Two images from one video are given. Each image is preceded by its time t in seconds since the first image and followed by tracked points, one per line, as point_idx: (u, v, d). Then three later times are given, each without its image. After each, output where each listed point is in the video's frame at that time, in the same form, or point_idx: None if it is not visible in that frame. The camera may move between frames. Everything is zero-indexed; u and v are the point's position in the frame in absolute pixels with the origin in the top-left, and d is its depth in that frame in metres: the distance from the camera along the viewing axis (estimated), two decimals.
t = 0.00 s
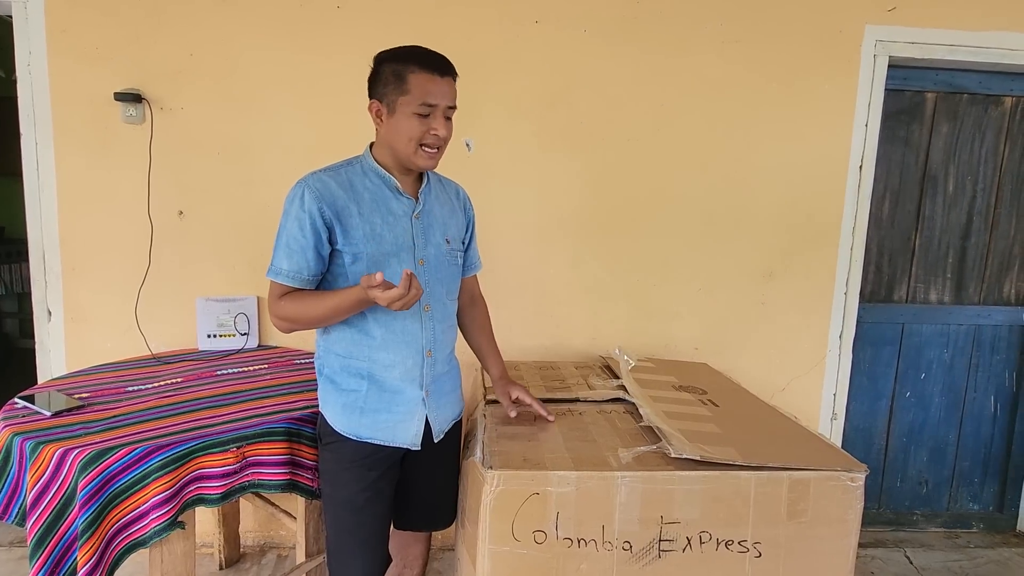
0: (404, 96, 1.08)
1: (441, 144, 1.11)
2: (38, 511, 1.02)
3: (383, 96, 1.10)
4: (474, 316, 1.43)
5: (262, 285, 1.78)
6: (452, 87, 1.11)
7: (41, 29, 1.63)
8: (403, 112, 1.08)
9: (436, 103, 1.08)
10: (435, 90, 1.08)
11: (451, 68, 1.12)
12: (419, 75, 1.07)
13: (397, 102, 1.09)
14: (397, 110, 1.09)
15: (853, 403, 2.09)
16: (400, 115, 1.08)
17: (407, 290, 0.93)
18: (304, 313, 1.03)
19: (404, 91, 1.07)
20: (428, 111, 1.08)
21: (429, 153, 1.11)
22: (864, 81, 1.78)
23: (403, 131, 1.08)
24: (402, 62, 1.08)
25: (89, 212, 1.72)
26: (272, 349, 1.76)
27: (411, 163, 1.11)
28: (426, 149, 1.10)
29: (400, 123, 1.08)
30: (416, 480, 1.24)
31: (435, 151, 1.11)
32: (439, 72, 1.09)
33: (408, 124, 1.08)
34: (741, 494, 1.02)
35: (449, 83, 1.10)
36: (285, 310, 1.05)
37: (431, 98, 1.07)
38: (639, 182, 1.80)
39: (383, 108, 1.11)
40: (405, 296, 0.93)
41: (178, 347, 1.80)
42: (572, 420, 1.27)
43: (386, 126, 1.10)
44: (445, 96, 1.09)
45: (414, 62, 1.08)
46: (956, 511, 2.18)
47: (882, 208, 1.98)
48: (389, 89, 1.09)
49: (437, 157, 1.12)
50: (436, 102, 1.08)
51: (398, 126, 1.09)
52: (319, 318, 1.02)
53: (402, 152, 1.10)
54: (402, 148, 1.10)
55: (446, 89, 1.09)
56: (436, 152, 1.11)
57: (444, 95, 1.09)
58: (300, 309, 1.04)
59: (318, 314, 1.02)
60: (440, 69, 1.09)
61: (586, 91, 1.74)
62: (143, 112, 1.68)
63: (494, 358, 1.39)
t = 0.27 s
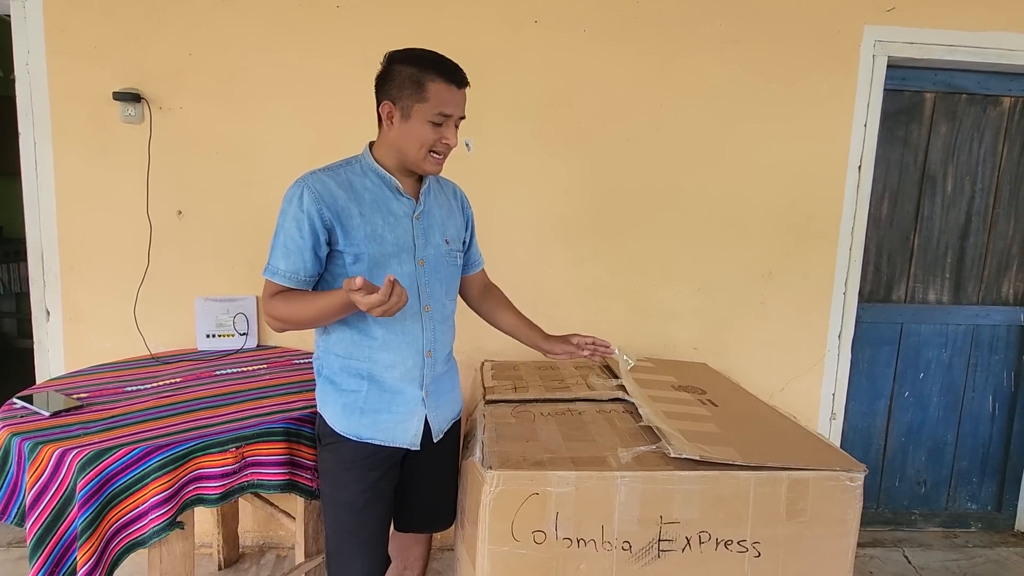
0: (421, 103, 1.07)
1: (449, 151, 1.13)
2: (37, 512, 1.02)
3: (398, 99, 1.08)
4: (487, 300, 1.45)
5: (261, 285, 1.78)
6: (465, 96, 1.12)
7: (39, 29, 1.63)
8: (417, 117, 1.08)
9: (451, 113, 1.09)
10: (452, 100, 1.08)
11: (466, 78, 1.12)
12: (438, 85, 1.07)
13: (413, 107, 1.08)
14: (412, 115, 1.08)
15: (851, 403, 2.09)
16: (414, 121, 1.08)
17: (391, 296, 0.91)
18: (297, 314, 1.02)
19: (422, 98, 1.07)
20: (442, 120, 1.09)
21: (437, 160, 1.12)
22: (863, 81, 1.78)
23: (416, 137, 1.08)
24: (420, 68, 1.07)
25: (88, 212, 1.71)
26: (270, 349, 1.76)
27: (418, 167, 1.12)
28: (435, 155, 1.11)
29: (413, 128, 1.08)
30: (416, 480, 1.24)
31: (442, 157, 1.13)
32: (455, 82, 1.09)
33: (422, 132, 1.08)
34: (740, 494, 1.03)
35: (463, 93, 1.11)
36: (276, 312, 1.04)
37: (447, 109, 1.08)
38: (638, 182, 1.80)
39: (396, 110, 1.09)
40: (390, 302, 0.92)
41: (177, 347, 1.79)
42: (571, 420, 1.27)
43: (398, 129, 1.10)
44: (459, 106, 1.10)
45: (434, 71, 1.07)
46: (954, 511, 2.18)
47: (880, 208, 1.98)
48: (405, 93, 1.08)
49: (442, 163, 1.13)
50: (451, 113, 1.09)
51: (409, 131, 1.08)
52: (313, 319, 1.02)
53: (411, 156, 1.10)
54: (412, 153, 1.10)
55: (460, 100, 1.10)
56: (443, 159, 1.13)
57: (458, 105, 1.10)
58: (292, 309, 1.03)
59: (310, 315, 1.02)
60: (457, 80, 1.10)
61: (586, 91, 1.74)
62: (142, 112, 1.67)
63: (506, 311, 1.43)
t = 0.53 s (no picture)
0: (396, 90, 1.08)
1: (435, 141, 1.10)
2: (32, 511, 1.02)
3: (378, 93, 1.10)
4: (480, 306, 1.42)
5: (258, 284, 1.78)
6: (446, 83, 1.10)
7: (35, 27, 1.62)
8: (395, 106, 1.08)
9: (428, 96, 1.08)
10: (427, 84, 1.07)
11: (447, 66, 1.12)
12: (411, 69, 1.07)
13: (390, 97, 1.09)
14: (389, 104, 1.08)
15: (848, 402, 2.09)
16: (392, 110, 1.08)
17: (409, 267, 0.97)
18: (298, 308, 1.02)
19: (396, 85, 1.08)
20: (420, 105, 1.08)
21: (422, 150, 1.09)
22: (861, 80, 1.78)
23: (396, 125, 1.07)
24: (394, 57, 1.09)
25: (84, 211, 1.71)
26: (267, 348, 1.76)
27: (404, 160, 1.10)
28: (418, 145, 1.08)
29: (392, 118, 1.08)
30: (413, 479, 1.24)
31: (429, 148, 1.10)
32: (432, 67, 1.09)
33: (400, 119, 1.07)
34: (737, 493, 1.02)
35: (443, 80, 1.10)
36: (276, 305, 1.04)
37: (422, 92, 1.07)
38: (636, 181, 1.80)
39: (377, 104, 1.11)
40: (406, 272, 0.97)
41: (173, 346, 1.79)
42: (568, 419, 1.27)
43: (380, 122, 1.10)
44: (438, 90, 1.09)
45: (408, 57, 1.08)
46: (951, 509, 2.18)
47: (878, 208, 1.99)
48: (382, 84, 1.09)
49: (430, 153, 1.10)
50: (428, 96, 1.08)
51: (390, 121, 1.08)
52: (313, 314, 1.01)
53: (394, 148, 1.09)
54: (395, 143, 1.09)
55: (438, 84, 1.09)
56: (429, 149, 1.09)
57: (437, 89, 1.08)
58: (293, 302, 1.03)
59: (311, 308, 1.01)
60: (434, 65, 1.09)
61: (583, 90, 1.74)
62: (138, 111, 1.67)
63: (508, 334, 1.40)
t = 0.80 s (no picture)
0: (378, 87, 1.09)
1: (422, 132, 1.09)
2: (22, 511, 1.01)
3: (364, 94, 1.13)
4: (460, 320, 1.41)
5: (253, 284, 1.77)
6: (428, 73, 1.10)
7: (29, 26, 1.62)
8: (378, 103, 1.09)
9: (408, 88, 1.08)
10: (407, 75, 1.08)
11: (429, 57, 1.12)
12: (390, 64, 1.08)
13: (374, 94, 1.10)
14: (374, 102, 1.10)
15: (843, 401, 2.10)
16: (376, 107, 1.10)
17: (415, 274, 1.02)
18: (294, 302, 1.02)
19: (378, 81, 1.09)
20: (401, 97, 1.08)
21: (408, 142, 1.08)
22: (855, 80, 1.78)
23: (381, 121, 1.08)
24: (375, 56, 1.11)
25: (78, 211, 1.71)
26: (262, 348, 1.75)
27: (394, 155, 1.10)
28: (404, 138, 1.08)
29: (376, 115, 1.09)
30: (407, 479, 1.24)
31: (416, 140, 1.09)
32: (411, 59, 1.09)
33: (383, 114, 1.08)
34: (730, 492, 1.03)
35: (425, 70, 1.10)
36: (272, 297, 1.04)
37: (402, 84, 1.08)
38: (631, 181, 1.80)
39: (365, 104, 1.13)
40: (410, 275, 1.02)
41: (168, 346, 1.79)
42: (562, 418, 1.27)
43: (368, 121, 1.12)
44: (419, 80, 1.09)
45: (387, 52, 1.10)
46: (946, 509, 2.19)
47: (873, 207, 1.99)
48: (367, 84, 1.12)
49: (416, 146, 1.09)
50: (408, 87, 1.08)
51: (375, 118, 1.10)
52: (309, 309, 1.02)
53: (383, 144, 1.10)
54: (382, 139, 1.09)
55: (419, 74, 1.09)
56: (416, 140, 1.09)
57: (417, 80, 1.09)
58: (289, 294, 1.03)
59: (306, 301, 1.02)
60: (414, 56, 1.10)
61: (578, 89, 1.74)
62: (132, 110, 1.67)
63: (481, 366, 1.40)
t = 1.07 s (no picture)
0: (378, 86, 1.09)
1: (423, 132, 1.09)
2: (19, 512, 1.01)
3: (363, 93, 1.12)
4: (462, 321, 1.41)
5: (250, 284, 1.77)
6: (428, 73, 1.10)
7: (25, 27, 1.62)
8: (379, 103, 1.09)
9: (409, 88, 1.08)
10: (408, 76, 1.08)
11: (429, 58, 1.12)
12: (391, 64, 1.08)
13: (373, 94, 1.10)
14: (374, 102, 1.10)
15: (840, 401, 2.10)
16: (377, 106, 1.09)
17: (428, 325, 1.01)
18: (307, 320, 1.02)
19: (378, 81, 1.09)
20: (402, 97, 1.08)
21: (410, 142, 1.09)
22: (852, 81, 1.79)
23: (381, 121, 1.08)
24: (375, 55, 1.11)
25: (75, 211, 1.71)
26: (259, 349, 1.75)
27: (395, 155, 1.10)
28: (406, 138, 1.08)
29: (377, 114, 1.09)
30: (404, 480, 1.24)
31: (417, 140, 1.09)
32: (412, 59, 1.09)
33: (384, 113, 1.08)
34: (726, 492, 1.03)
35: (425, 70, 1.10)
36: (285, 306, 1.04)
37: (403, 84, 1.08)
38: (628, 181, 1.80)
39: (364, 103, 1.13)
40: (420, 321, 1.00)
41: (165, 347, 1.79)
42: (559, 419, 1.27)
43: (367, 121, 1.12)
44: (420, 81, 1.09)
45: (388, 52, 1.10)
46: (943, 508, 2.20)
47: (869, 208, 2.00)
48: (367, 83, 1.11)
49: (417, 145, 1.09)
50: (409, 88, 1.08)
51: (376, 118, 1.10)
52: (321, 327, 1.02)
53: (383, 143, 1.10)
54: (383, 139, 1.09)
55: (420, 75, 1.09)
56: (417, 140, 1.09)
57: (418, 80, 1.09)
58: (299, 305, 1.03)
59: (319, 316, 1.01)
60: (414, 57, 1.10)
61: (575, 90, 1.75)
62: (129, 111, 1.67)
63: (480, 371, 1.38)
